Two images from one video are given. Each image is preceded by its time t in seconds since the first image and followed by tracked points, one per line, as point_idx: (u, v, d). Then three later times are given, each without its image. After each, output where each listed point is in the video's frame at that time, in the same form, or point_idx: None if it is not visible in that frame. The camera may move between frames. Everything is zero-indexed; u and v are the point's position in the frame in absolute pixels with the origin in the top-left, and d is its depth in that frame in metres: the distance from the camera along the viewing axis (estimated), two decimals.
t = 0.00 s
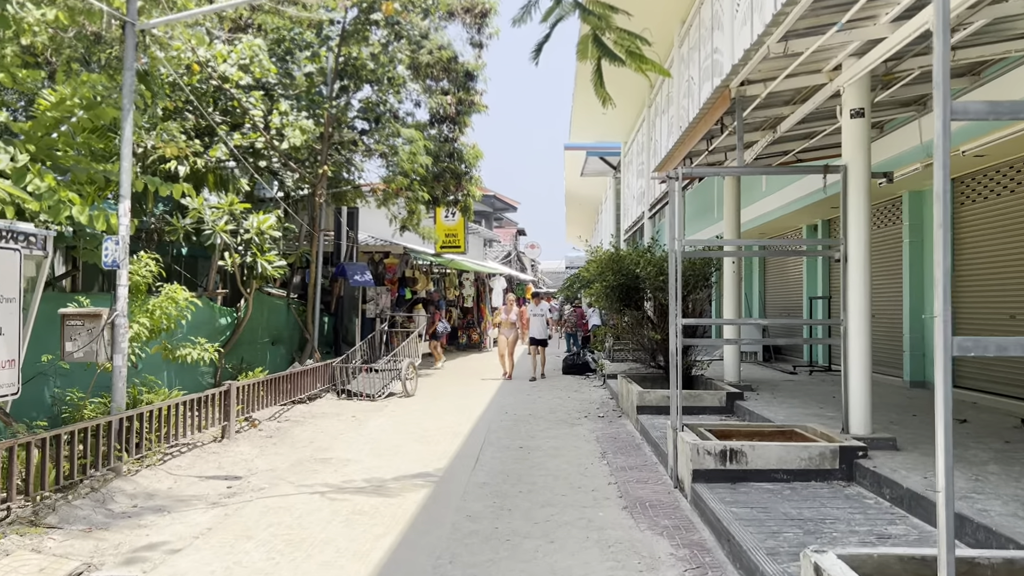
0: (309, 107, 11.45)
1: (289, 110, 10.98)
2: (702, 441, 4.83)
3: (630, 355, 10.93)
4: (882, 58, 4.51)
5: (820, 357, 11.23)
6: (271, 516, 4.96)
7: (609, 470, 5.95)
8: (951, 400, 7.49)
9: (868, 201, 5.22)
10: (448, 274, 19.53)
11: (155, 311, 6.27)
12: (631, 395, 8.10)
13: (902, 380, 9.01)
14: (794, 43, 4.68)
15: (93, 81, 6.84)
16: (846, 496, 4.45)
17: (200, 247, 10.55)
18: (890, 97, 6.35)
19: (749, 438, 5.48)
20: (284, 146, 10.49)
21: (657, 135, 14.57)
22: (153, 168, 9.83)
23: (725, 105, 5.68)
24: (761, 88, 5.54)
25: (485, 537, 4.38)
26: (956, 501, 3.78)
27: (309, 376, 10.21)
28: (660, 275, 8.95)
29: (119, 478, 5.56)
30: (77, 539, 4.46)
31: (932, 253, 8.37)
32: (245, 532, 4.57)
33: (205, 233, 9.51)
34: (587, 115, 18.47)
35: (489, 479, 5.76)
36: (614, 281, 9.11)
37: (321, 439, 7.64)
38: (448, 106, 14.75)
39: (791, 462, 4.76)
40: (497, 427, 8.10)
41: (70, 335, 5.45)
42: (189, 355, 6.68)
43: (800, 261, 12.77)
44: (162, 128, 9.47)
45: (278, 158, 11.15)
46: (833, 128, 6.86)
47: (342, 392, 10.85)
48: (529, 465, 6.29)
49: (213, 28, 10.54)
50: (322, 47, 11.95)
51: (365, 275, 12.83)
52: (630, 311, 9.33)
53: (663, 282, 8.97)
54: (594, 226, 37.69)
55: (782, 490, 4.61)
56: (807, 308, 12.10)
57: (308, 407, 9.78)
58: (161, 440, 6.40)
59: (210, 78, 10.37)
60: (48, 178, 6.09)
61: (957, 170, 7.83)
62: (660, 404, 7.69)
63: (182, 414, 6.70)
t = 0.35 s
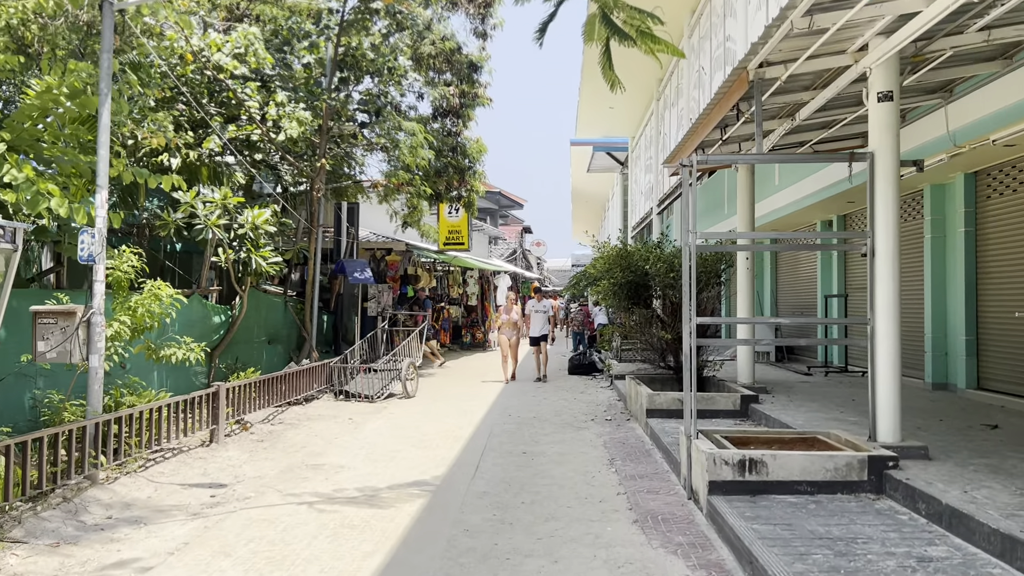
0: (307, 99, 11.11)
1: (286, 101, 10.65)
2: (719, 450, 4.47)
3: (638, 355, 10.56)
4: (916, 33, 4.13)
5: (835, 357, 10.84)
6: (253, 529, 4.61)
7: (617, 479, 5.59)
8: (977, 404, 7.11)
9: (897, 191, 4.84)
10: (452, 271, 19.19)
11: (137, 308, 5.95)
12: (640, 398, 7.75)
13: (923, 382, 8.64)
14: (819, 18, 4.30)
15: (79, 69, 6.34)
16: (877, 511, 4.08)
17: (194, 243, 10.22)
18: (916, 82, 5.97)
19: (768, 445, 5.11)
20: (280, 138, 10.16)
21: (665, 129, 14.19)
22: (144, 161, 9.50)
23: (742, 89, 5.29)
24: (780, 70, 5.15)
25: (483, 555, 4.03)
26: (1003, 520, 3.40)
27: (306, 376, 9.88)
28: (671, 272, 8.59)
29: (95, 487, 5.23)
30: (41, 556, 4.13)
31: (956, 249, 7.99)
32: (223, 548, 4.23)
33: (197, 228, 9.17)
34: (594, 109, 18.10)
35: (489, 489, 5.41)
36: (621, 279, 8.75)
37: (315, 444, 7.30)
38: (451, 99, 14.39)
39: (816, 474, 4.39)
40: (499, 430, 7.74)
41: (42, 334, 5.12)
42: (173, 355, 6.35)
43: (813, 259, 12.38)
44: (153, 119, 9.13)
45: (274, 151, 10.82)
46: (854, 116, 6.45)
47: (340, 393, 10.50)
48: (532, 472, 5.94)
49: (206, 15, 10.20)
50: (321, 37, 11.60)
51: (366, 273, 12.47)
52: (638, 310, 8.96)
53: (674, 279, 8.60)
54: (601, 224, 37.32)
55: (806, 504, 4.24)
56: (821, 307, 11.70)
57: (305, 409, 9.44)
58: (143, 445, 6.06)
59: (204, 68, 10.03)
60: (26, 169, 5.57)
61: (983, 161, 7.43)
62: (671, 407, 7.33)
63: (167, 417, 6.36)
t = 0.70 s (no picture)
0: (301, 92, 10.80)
1: (278, 94, 10.32)
2: (731, 462, 4.13)
3: (641, 356, 10.21)
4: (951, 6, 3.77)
5: (845, 359, 10.50)
6: (227, 546, 4.27)
7: (619, 489, 5.25)
8: (999, 409, 6.75)
9: (923, 182, 4.48)
10: (451, 270, 18.85)
11: (111, 307, 5.62)
12: (644, 401, 7.41)
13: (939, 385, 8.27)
14: None
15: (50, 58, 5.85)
16: (904, 530, 3.73)
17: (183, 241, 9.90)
18: (939, 67, 5.61)
19: (782, 455, 4.77)
20: (271, 132, 9.83)
21: (669, 123, 13.84)
22: (130, 155, 9.17)
23: (755, 72, 4.92)
24: (796, 52, 4.81)
25: None
26: None
27: (297, 378, 9.54)
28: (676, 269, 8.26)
29: (62, 499, 4.90)
30: None
31: (975, 245, 7.65)
32: (191, 568, 3.89)
33: (183, 225, 8.83)
34: (596, 104, 17.76)
35: (483, 501, 5.06)
36: (624, 277, 8.41)
37: (303, 450, 6.97)
38: (450, 93, 14.07)
39: (835, 488, 4.05)
40: (496, 436, 7.41)
41: (4, 334, 4.79)
42: (151, 357, 6.02)
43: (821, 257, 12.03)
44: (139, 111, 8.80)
45: (266, 145, 10.48)
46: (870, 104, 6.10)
47: (332, 395, 10.14)
48: (530, 482, 5.60)
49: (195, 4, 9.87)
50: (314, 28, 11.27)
51: (361, 271, 12.12)
52: (641, 309, 8.63)
53: (679, 278, 8.27)
54: (603, 222, 36.98)
55: (826, 521, 3.90)
56: (830, 307, 11.35)
57: (295, 412, 9.10)
58: (119, 453, 5.73)
59: (192, 60, 9.71)
60: None
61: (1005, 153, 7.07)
62: (677, 412, 6.98)
63: (146, 424, 6.04)
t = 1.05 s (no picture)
0: (292, 86, 10.46)
1: (268, 88, 9.99)
2: (742, 480, 3.77)
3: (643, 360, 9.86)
4: None
5: (855, 363, 10.14)
6: (194, 569, 3.93)
7: (620, 504, 4.89)
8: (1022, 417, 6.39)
9: (951, 173, 4.14)
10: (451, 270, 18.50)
11: (79, 309, 5.28)
12: (646, 408, 7.06)
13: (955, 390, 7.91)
14: None
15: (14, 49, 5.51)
16: (935, 557, 3.38)
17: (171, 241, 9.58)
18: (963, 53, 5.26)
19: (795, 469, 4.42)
20: (259, 127, 9.51)
21: (673, 120, 13.49)
22: (114, 151, 8.83)
23: (768, 56, 4.57)
24: (812, 34, 4.49)
25: None
26: None
27: (287, 382, 9.20)
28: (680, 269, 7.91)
29: (21, 515, 4.57)
30: None
31: (995, 244, 7.28)
32: None
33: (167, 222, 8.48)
34: (597, 101, 17.41)
35: (473, 517, 4.72)
36: (625, 277, 8.03)
37: (288, 459, 6.62)
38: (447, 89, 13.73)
39: (857, 509, 3.70)
40: (491, 444, 7.06)
41: None
42: (124, 362, 5.68)
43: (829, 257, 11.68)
44: (122, 105, 8.46)
45: (255, 141, 10.15)
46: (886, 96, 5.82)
47: (324, 399, 9.77)
48: (524, 496, 5.26)
49: None
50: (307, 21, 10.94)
51: (355, 271, 11.75)
52: (642, 310, 8.22)
53: (683, 278, 7.91)
54: (605, 223, 36.64)
55: (847, 545, 3.55)
56: (839, 309, 10.99)
57: (284, 416, 8.76)
58: (89, 463, 5.38)
59: (179, 52, 9.38)
60: None
61: None
62: (681, 420, 6.64)
63: (119, 431, 5.70)
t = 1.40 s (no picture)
0: (283, 75, 10.06)
1: (258, 76, 9.59)
2: (765, 498, 3.37)
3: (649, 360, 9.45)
4: None
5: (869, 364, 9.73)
6: None
7: (627, 521, 4.48)
8: None
9: (997, 158, 3.72)
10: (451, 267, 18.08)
11: (41, 308, 4.87)
12: (654, 412, 6.66)
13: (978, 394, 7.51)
14: None
15: None
16: None
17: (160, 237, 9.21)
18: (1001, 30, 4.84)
19: (822, 484, 4.01)
20: (247, 117, 9.09)
21: (678, 112, 13.07)
22: (94, 141, 8.43)
23: (792, 29, 4.17)
24: (842, 3, 4.06)
25: None
26: None
27: (275, 383, 8.80)
28: (690, 265, 7.49)
29: None
30: None
31: None
32: None
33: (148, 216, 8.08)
34: (600, 94, 16.98)
35: (468, 535, 4.32)
36: (633, 275, 7.60)
37: (272, 467, 6.21)
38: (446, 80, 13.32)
39: (895, 532, 3.29)
40: (488, 451, 6.66)
41: None
42: (91, 364, 5.27)
43: (841, 253, 11.27)
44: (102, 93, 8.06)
45: (245, 132, 9.74)
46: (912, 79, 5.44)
47: (315, 402, 9.35)
48: (523, 510, 4.86)
49: None
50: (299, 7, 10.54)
51: (349, 268, 11.34)
52: (650, 309, 7.81)
53: (691, 275, 7.52)
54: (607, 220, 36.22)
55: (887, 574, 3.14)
56: (852, 308, 10.60)
57: (273, 420, 8.36)
58: (54, 474, 4.99)
59: (163, 38, 8.98)
60: None
61: None
62: (691, 425, 6.24)
63: (87, 438, 5.29)
